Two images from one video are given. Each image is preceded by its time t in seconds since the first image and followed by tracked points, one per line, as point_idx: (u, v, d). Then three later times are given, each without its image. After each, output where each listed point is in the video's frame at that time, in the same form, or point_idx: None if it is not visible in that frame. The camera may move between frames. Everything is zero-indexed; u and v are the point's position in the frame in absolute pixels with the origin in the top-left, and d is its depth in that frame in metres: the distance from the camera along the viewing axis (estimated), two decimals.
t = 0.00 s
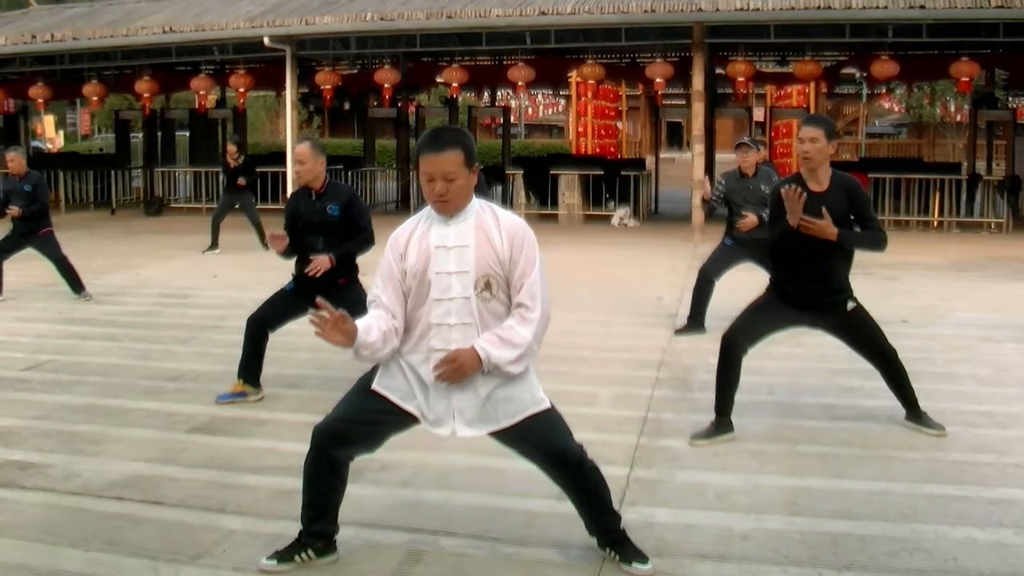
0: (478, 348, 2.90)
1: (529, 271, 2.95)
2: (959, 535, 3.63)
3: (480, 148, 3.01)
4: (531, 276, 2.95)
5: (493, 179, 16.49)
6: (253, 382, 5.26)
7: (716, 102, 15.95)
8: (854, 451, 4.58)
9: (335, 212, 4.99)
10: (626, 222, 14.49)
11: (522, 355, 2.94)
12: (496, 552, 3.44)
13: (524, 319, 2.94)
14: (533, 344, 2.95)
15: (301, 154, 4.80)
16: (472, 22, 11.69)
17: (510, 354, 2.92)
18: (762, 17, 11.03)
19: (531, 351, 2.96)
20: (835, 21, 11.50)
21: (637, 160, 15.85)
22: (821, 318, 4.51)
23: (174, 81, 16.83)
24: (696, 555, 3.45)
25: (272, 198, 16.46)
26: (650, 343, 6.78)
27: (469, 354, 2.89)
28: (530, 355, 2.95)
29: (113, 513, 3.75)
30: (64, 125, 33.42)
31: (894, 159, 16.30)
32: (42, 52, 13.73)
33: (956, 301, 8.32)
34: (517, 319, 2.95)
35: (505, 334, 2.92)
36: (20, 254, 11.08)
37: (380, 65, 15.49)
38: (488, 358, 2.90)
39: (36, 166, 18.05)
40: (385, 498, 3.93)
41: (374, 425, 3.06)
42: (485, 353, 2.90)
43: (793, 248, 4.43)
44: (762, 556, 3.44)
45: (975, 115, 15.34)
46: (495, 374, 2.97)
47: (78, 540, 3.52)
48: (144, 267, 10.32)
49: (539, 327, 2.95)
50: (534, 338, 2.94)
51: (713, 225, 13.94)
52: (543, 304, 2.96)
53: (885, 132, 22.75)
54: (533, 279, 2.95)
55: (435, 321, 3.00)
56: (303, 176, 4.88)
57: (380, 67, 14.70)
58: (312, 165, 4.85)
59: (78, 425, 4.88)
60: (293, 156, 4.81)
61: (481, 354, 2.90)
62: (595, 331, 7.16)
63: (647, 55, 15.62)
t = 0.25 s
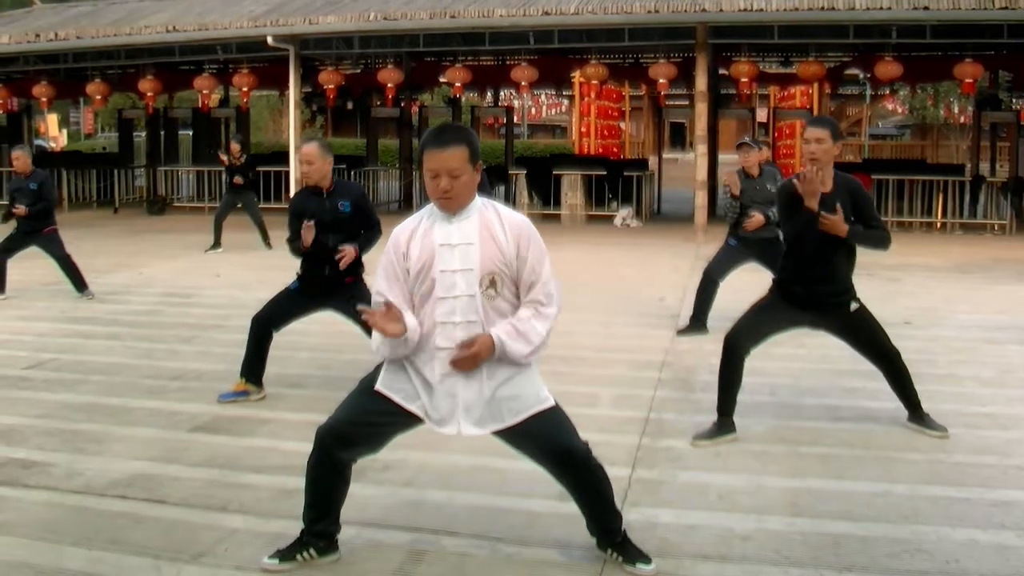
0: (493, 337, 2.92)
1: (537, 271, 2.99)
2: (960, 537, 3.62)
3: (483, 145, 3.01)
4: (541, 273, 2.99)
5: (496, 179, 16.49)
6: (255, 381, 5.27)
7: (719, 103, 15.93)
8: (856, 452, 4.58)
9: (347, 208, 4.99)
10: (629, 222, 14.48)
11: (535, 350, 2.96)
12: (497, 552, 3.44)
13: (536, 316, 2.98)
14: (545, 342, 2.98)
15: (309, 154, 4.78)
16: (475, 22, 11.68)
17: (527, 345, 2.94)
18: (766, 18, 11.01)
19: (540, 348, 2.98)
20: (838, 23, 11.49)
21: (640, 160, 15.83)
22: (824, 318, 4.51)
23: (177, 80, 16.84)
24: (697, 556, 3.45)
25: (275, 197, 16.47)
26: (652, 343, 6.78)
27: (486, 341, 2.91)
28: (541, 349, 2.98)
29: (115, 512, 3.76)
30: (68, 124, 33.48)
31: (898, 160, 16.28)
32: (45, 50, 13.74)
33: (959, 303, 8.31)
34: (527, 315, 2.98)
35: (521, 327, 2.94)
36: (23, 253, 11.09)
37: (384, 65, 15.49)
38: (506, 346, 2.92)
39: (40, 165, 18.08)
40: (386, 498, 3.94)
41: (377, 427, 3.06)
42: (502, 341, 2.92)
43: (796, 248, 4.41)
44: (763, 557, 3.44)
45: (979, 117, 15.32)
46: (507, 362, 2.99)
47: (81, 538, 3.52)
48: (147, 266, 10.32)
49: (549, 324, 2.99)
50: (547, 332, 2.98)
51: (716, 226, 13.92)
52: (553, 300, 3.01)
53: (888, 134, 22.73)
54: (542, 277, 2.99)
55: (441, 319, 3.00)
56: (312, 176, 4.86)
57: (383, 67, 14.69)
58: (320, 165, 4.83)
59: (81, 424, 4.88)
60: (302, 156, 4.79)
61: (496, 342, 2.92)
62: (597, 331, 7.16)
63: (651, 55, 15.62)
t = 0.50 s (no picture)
0: (513, 317, 2.95)
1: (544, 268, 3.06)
2: (963, 538, 3.62)
3: (487, 144, 3.01)
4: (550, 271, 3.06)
5: (499, 179, 16.50)
6: (258, 381, 5.27)
7: (723, 103, 15.92)
8: (858, 453, 4.57)
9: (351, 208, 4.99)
10: (632, 222, 14.48)
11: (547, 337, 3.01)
12: (500, 552, 3.44)
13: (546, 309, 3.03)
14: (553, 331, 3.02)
15: (314, 153, 4.78)
16: (479, 22, 11.68)
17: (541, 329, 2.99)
18: (770, 19, 11.00)
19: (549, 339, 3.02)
20: (842, 23, 11.47)
21: (643, 161, 15.82)
22: (828, 319, 4.50)
23: (181, 79, 16.85)
24: (700, 556, 3.44)
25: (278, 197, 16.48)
26: (655, 344, 6.77)
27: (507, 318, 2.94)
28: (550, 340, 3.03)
29: (118, 511, 3.76)
30: (72, 124, 33.54)
31: (901, 161, 16.27)
32: (50, 49, 13.76)
33: (962, 304, 8.30)
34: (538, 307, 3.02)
35: (537, 314, 2.99)
36: (27, 252, 11.11)
37: (387, 65, 15.50)
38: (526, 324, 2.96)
39: (44, 164, 18.11)
40: (388, 497, 3.94)
41: (379, 428, 3.06)
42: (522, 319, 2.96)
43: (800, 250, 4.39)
44: (766, 558, 3.43)
45: (982, 118, 15.30)
46: (515, 345, 3.00)
47: (83, 537, 3.52)
48: (150, 265, 10.33)
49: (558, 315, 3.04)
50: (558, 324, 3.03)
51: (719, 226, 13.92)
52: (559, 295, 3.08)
53: (891, 135, 22.72)
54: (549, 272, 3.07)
55: (451, 317, 2.98)
56: (316, 176, 4.87)
57: (387, 67, 14.69)
58: (325, 165, 4.84)
59: (84, 423, 4.89)
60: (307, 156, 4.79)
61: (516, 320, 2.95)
62: (600, 332, 7.16)
63: (655, 55, 15.61)
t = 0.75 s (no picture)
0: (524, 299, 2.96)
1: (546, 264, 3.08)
2: (968, 538, 3.60)
3: (491, 147, 3.00)
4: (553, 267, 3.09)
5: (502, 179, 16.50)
6: (262, 381, 5.26)
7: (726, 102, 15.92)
8: (862, 452, 4.56)
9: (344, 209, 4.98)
10: (636, 222, 14.48)
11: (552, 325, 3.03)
12: (504, 552, 3.43)
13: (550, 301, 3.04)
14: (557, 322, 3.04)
15: (311, 152, 4.82)
16: (483, 21, 11.67)
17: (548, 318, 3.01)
18: (773, 18, 10.99)
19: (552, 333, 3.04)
20: (846, 22, 11.45)
21: (647, 160, 15.81)
22: (831, 319, 4.49)
23: (184, 79, 16.87)
24: (704, 556, 3.43)
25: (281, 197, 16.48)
26: (659, 343, 6.76)
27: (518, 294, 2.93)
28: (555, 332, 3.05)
29: (121, 511, 3.75)
30: (75, 124, 33.57)
31: (905, 160, 16.24)
32: (53, 49, 13.77)
33: (966, 303, 8.28)
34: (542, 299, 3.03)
35: (545, 302, 3.01)
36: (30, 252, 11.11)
37: (390, 64, 15.51)
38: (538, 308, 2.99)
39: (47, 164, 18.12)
40: (392, 497, 3.93)
41: (380, 429, 3.06)
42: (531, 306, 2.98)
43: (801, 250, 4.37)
44: (770, 558, 3.42)
45: (986, 117, 15.27)
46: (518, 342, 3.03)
47: (86, 537, 3.52)
48: (153, 265, 10.33)
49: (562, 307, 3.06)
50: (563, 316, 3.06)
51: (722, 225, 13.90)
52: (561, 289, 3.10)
53: (895, 134, 22.69)
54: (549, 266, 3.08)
55: (458, 318, 2.97)
56: (313, 176, 4.89)
57: (390, 66, 14.68)
58: (322, 164, 4.86)
59: (87, 422, 4.88)
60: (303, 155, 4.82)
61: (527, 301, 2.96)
62: (603, 331, 7.15)
63: (658, 55, 15.60)
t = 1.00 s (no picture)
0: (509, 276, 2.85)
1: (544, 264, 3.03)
2: (972, 537, 3.59)
3: (489, 149, 2.98)
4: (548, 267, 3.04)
5: (507, 179, 16.49)
6: (266, 380, 5.26)
7: (730, 101, 15.90)
8: (867, 451, 4.55)
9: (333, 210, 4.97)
10: (640, 221, 14.47)
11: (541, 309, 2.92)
12: (508, 551, 3.43)
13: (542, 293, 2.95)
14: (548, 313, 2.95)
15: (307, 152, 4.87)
16: (486, 21, 11.66)
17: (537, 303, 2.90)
18: (777, 16, 10.97)
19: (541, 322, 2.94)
20: (850, 20, 11.42)
21: (651, 159, 15.79)
22: (836, 317, 4.48)
23: (188, 79, 16.88)
24: (708, 555, 3.43)
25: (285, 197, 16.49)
26: (663, 342, 6.75)
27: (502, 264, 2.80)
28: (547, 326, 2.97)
29: (125, 511, 3.76)
30: (79, 124, 33.63)
31: (909, 158, 16.21)
32: (57, 50, 13.78)
33: (971, 302, 8.26)
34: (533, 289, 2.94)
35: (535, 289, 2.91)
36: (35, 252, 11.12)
37: (394, 64, 15.51)
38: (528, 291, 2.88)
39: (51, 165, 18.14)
40: (396, 497, 3.93)
41: (383, 423, 3.06)
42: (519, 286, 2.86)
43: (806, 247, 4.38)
44: (774, 557, 3.42)
45: (991, 116, 15.24)
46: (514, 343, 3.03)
47: (91, 537, 3.52)
48: (158, 265, 10.33)
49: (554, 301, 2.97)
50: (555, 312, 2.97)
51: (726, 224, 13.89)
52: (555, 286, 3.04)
53: (900, 132, 22.64)
54: (546, 265, 3.04)
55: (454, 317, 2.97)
56: (310, 174, 4.93)
57: (394, 66, 14.67)
58: (317, 163, 4.90)
59: (92, 422, 4.89)
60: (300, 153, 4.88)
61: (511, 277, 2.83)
62: (607, 331, 7.14)
63: (662, 54, 15.58)
